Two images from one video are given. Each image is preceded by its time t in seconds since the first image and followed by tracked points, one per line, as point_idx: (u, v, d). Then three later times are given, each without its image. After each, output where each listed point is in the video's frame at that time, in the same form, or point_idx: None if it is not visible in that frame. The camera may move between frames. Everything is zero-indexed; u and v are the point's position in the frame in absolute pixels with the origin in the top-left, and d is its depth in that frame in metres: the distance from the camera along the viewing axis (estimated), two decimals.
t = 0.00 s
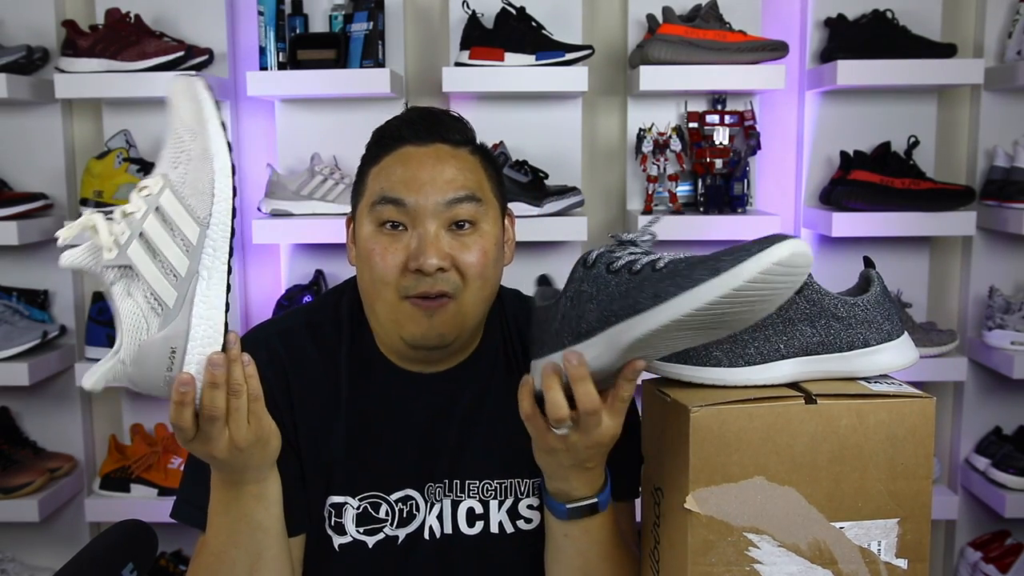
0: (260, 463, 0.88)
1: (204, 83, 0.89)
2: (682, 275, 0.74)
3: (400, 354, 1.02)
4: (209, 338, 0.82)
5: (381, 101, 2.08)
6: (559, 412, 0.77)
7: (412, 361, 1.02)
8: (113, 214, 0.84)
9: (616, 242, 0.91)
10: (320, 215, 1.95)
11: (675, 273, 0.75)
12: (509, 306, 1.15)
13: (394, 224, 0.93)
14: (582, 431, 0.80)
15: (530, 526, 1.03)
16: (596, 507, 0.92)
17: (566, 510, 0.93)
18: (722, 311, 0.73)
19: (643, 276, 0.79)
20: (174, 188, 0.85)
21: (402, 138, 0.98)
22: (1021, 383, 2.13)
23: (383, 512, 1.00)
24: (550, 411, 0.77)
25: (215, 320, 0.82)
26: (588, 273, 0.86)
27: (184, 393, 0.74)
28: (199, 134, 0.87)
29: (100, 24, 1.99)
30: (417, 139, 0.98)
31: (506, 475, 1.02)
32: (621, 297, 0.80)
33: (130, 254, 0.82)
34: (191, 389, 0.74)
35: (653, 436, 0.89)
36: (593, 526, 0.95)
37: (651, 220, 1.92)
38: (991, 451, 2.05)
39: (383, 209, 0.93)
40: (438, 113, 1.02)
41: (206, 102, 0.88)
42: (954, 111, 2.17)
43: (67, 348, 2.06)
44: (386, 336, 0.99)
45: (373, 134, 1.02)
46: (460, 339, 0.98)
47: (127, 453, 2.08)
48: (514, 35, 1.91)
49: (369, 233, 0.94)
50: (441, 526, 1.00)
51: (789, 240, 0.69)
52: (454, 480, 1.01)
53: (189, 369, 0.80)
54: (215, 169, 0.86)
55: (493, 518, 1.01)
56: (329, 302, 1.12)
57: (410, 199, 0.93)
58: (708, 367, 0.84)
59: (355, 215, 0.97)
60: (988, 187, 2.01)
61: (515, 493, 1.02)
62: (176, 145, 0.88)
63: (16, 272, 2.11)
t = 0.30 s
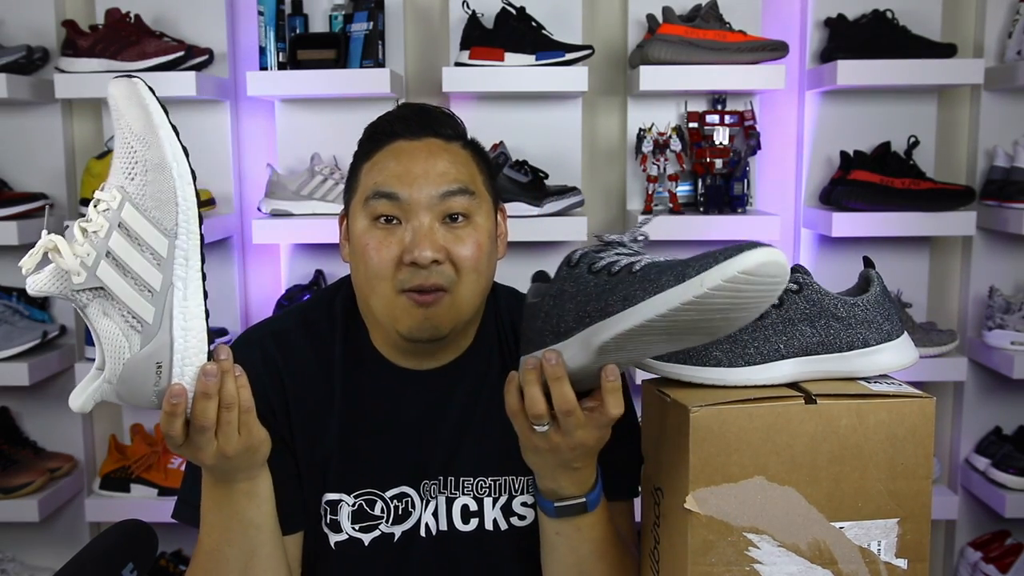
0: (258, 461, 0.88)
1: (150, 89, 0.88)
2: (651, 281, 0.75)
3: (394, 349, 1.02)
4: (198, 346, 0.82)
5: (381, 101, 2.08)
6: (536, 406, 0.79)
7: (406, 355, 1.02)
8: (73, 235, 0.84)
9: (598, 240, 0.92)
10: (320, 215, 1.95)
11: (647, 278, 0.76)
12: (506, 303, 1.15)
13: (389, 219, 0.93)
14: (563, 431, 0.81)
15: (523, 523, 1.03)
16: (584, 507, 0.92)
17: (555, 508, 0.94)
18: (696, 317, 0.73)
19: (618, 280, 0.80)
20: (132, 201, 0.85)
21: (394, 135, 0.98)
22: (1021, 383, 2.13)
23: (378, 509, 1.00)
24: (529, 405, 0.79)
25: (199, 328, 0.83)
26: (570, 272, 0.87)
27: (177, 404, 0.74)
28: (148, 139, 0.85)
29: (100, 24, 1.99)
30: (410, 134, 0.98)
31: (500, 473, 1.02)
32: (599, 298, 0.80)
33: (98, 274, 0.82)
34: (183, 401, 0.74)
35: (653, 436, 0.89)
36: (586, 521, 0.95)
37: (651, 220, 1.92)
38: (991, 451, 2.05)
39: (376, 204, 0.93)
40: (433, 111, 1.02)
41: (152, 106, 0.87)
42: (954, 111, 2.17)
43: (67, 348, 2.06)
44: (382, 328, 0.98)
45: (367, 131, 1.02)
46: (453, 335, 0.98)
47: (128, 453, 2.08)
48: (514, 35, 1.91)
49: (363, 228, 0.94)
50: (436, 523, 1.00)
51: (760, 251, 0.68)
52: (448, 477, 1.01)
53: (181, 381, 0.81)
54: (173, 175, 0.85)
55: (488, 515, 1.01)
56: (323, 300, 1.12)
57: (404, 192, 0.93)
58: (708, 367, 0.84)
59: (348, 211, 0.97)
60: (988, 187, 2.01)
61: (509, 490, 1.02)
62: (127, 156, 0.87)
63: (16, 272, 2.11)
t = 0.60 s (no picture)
0: (264, 462, 0.88)
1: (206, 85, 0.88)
2: (667, 262, 0.76)
3: (394, 350, 1.03)
4: (221, 344, 0.83)
5: (381, 101, 2.08)
6: (559, 422, 0.78)
7: (408, 358, 1.03)
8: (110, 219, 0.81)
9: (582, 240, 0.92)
10: (319, 215, 1.95)
11: (659, 260, 0.77)
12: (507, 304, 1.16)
13: (388, 222, 0.93)
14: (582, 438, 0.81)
15: (526, 524, 1.03)
16: (590, 496, 0.92)
17: (563, 503, 0.92)
18: (713, 291, 0.75)
19: (624, 270, 0.80)
20: (174, 194, 0.84)
21: (393, 138, 0.98)
22: (1021, 383, 2.13)
23: (381, 511, 1.00)
24: (550, 421, 0.78)
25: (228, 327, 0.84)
26: (562, 277, 0.85)
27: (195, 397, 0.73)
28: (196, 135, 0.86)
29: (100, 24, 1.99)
30: (408, 138, 0.98)
31: (503, 474, 1.02)
32: (608, 293, 0.80)
33: (133, 263, 0.80)
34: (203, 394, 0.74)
35: (653, 436, 0.89)
36: (587, 516, 0.94)
37: (651, 220, 1.92)
38: (991, 451, 2.05)
39: (375, 208, 0.93)
40: (431, 113, 1.02)
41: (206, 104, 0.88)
42: (954, 111, 2.17)
43: (67, 348, 2.06)
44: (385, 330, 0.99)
45: (366, 134, 1.02)
46: (455, 335, 0.99)
47: (128, 453, 2.08)
48: (514, 35, 1.91)
49: (362, 231, 0.94)
50: (440, 525, 1.00)
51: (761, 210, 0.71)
52: (452, 478, 1.01)
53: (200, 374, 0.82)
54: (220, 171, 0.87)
55: (492, 516, 1.01)
56: (326, 303, 1.12)
57: (402, 196, 0.92)
58: (708, 367, 0.84)
59: (349, 214, 0.97)
60: (988, 188, 2.01)
61: (512, 491, 1.02)
62: (174, 148, 0.86)
63: (17, 272, 2.11)
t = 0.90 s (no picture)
0: (263, 459, 0.88)
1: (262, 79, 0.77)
2: (671, 257, 0.77)
3: (399, 351, 1.02)
4: (181, 348, 0.72)
5: (381, 101, 2.08)
6: (592, 441, 0.77)
7: (410, 358, 1.02)
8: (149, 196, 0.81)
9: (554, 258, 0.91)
10: (319, 216, 1.95)
11: (659, 258, 0.77)
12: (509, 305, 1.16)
13: (398, 221, 0.94)
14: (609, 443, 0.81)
15: (528, 525, 1.02)
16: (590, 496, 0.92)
17: (564, 506, 0.92)
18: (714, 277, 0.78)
19: (624, 278, 0.79)
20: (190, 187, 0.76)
21: (407, 137, 0.98)
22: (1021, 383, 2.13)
23: (382, 512, 1.00)
24: (582, 444, 0.78)
25: (194, 331, 0.72)
26: (563, 300, 0.81)
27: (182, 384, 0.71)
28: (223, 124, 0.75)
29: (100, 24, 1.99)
30: (423, 137, 0.98)
31: (505, 475, 1.02)
32: (617, 303, 0.78)
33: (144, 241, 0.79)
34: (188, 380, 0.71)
35: (653, 436, 0.89)
36: (586, 518, 0.94)
37: (651, 220, 1.92)
38: (991, 451, 2.05)
39: (386, 206, 0.93)
40: (443, 113, 1.02)
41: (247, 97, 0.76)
42: (954, 111, 2.17)
43: (67, 348, 2.06)
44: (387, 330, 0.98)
45: (379, 131, 1.02)
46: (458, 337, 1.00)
47: (128, 453, 2.08)
48: (514, 35, 1.91)
49: (372, 228, 0.95)
50: (440, 526, 1.01)
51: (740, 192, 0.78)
52: (453, 480, 1.01)
53: (165, 365, 0.72)
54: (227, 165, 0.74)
55: (493, 517, 1.01)
56: (327, 304, 1.13)
57: (414, 196, 0.92)
58: (708, 367, 0.84)
59: (358, 212, 0.97)
60: (988, 188, 2.01)
61: (514, 492, 1.02)
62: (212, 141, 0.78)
63: (16, 271, 2.11)
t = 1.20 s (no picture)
0: (262, 460, 0.89)
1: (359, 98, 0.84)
2: (734, 330, 0.72)
3: (404, 353, 1.03)
4: (205, 322, 0.71)
5: (381, 101, 2.08)
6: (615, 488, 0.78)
7: (414, 360, 1.03)
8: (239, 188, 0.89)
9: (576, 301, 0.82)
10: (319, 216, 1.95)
11: (718, 328, 0.72)
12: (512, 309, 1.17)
13: (409, 225, 0.94)
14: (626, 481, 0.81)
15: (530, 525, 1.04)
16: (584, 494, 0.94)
17: (555, 513, 0.92)
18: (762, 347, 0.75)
19: (679, 344, 0.72)
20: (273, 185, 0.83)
21: (415, 139, 0.98)
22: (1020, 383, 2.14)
23: (388, 514, 1.01)
24: (608, 486, 0.77)
25: (220, 308, 0.71)
26: (611, 363, 0.73)
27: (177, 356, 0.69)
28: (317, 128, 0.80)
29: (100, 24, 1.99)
30: (434, 141, 0.98)
31: (507, 475, 1.03)
32: (671, 372, 0.72)
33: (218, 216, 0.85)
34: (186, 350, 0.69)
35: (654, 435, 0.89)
36: (573, 520, 0.95)
37: (651, 220, 1.93)
38: (991, 451, 2.05)
39: (397, 210, 0.94)
40: (450, 116, 1.02)
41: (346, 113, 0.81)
42: (954, 110, 2.17)
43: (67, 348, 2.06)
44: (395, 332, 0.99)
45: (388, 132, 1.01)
46: (465, 340, 1.00)
47: (128, 453, 2.08)
48: (514, 35, 1.91)
49: (380, 231, 0.95)
50: (443, 526, 1.02)
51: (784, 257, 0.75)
52: (456, 480, 1.03)
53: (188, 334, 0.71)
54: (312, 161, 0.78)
55: (496, 518, 1.03)
56: (330, 309, 1.14)
57: (425, 201, 0.93)
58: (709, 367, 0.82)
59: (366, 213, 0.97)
60: (987, 188, 2.01)
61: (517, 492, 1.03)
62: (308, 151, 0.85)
63: (16, 271, 2.11)
